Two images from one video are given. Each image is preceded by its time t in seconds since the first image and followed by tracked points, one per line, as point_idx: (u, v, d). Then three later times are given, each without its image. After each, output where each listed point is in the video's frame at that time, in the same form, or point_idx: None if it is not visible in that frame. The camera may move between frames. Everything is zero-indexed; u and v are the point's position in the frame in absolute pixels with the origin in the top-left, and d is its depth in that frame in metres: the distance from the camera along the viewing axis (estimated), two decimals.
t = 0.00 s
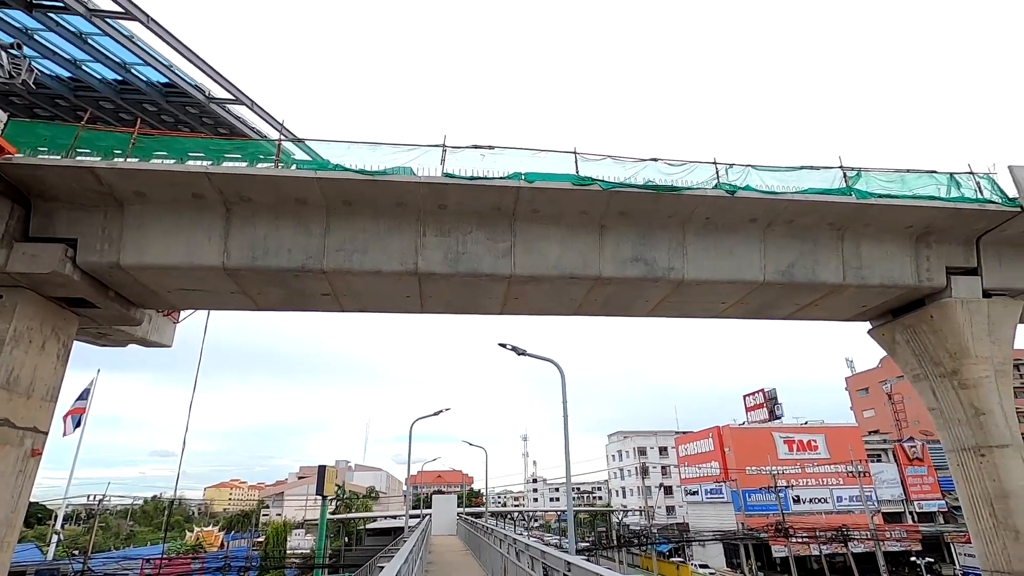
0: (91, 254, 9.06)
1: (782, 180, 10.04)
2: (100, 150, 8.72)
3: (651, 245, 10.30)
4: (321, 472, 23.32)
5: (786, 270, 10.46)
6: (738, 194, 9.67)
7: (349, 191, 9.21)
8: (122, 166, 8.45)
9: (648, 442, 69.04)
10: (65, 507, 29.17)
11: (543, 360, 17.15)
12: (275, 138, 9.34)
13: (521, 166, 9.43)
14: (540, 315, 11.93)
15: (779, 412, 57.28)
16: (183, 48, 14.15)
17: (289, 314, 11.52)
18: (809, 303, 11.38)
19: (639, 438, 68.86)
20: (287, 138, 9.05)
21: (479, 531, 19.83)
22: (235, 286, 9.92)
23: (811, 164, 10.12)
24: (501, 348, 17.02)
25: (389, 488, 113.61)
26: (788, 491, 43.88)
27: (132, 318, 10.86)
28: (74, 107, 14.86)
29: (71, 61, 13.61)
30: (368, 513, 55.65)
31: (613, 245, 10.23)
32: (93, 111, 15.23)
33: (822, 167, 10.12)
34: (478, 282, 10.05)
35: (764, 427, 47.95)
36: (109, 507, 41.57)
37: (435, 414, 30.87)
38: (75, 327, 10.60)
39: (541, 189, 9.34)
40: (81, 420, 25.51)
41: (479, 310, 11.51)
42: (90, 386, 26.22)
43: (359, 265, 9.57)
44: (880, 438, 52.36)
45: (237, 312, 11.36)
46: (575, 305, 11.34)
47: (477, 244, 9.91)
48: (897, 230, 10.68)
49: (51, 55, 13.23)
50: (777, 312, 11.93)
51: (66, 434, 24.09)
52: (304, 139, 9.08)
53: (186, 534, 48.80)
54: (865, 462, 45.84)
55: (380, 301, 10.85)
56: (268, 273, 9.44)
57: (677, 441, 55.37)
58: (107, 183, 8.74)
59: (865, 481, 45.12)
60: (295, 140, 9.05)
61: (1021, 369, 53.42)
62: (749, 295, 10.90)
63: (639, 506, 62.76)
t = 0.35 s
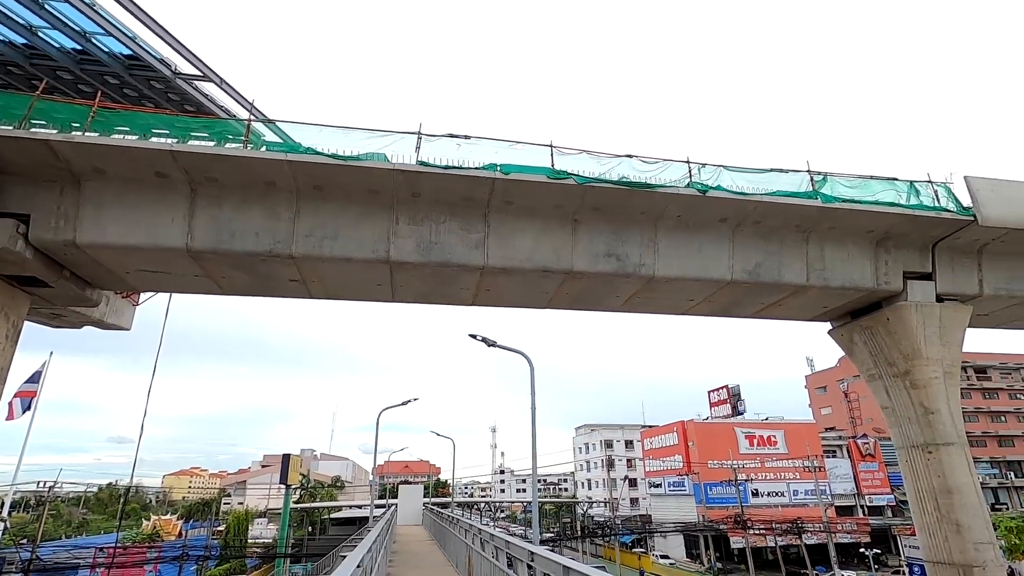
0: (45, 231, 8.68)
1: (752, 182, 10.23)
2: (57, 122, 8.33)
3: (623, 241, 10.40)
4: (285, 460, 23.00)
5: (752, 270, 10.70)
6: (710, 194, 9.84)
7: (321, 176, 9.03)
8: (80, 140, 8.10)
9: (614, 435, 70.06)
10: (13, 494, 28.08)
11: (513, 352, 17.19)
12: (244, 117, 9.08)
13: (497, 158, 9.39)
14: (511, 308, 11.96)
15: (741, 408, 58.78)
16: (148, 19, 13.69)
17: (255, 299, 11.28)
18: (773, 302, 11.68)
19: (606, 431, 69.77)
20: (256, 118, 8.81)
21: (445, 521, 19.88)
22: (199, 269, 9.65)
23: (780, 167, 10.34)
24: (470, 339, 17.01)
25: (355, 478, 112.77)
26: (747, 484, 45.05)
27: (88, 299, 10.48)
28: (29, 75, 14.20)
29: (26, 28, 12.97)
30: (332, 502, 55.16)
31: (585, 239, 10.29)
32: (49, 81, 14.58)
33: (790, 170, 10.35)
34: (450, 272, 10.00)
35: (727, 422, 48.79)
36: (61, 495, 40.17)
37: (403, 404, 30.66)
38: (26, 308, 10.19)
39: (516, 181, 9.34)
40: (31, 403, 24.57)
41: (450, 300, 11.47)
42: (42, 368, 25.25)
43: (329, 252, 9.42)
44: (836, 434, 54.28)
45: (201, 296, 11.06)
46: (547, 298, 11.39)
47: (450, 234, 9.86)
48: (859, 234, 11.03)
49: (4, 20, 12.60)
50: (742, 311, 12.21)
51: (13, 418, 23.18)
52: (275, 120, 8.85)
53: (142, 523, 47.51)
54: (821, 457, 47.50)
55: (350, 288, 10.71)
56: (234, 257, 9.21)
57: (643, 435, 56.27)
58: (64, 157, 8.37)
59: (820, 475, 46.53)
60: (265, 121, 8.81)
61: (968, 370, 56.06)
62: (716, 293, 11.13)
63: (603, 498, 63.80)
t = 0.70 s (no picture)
0: (10, 218, 8.39)
1: (730, 183, 10.36)
2: (23, 104, 8.05)
3: (604, 239, 10.46)
4: (260, 455, 22.72)
5: (729, 270, 10.86)
6: (689, 194, 9.95)
7: (299, 166, 8.90)
8: (47, 124, 7.84)
9: (592, 432, 70.58)
10: None
11: (492, 348, 17.20)
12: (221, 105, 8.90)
13: (479, 153, 9.36)
14: (491, 304, 11.95)
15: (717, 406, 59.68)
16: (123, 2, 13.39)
17: (230, 291, 11.08)
18: (749, 302, 11.86)
19: (584, 428, 70.26)
20: (234, 106, 8.63)
21: (422, 517, 19.82)
22: (172, 259, 9.44)
23: (759, 169, 10.49)
24: (450, 334, 16.93)
25: (332, 473, 111.89)
26: (721, 481, 45.81)
27: (54, 288, 10.18)
28: None
29: None
30: (307, 498, 54.60)
31: (566, 236, 10.32)
32: (16, 62, 14.15)
33: (768, 173, 10.52)
34: (431, 267, 9.95)
35: (702, 419, 49.43)
36: (26, 490, 39.15)
37: (381, 399, 30.33)
38: None
39: (498, 177, 9.32)
40: None
41: (429, 296, 11.41)
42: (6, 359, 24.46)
43: (307, 244, 9.28)
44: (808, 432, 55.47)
45: (174, 286, 10.84)
46: (527, 295, 11.40)
47: (431, 229, 9.80)
48: (832, 237, 11.27)
49: None
50: (719, 310, 12.38)
51: None
52: (253, 109, 8.69)
53: (110, 519, 46.42)
54: (792, 455, 48.54)
55: (328, 282, 10.58)
56: (209, 248, 9.03)
57: (620, 431, 56.82)
58: (30, 141, 8.10)
59: (791, 472, 47.61)
60: (243, 110, 8.63)
61: (933, 371, 57.78)
62: (693, 292, 11.26)
63: (580, 494, 64.33)
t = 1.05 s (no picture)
0: None
1: (709, 181, 10.47)
2: None
3: (585, 236, 10.50)
4: (238, 455, 22.45)
5: (708, 267, 10.99)
6: (669, 192, 10.04)
7: (277, 162, 8.77)
8: (13, 117, 7.61)
9: (574, 428, 71.00)
10: None
11: (473, 346, 17.16)
12: (196, 99, 8.72)
13: (460, 150, 9.32)
14: (472, 301, 11.94)
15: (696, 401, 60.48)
16: None
17: (206, 289, 10.88)
18: (727, 299, 12.01)
19: (566, 424, 70.63)
20: (209, 101, 8.46)
21: (404, 514, 19.79)
22: (144, 257, 9.24)
23: (737, 167, 10.62)
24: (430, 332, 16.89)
25: (312, 473, 110.85)
26: (700, 475, 46.47)
27: (21, 287, 9.89)
28: None
29: None
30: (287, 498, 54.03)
31: (547, 233, 10.34)
32: None
33: (745, 171, 10.65)
34: (412, 264, 9.89)
35: (682, 415, 49.90)
36: None
37: (361, 397, 30.09)
38: None
39: (479, 174, 9.30)
40: None
41: (410, 293, 11.35)
42: None
43: (285, 242, 9.15)
44: (784, 426, 56.53)
45: (148, 285, 10.61)
46: (508, 292, 11.41)
47: (411, 226, 9.74)
48: (808, 234, 11.47)
49: None
50: (697, 307, 12.54)
51: None
52: (229, 104, 8.54)
53: (82, 523, 45.37)
54: (770, 448, 49.40)
55: (307, 279, 10.46)
56: (184, 245, 8.85)
57: (601, 427, 57.22)
58: None
59: (768, 465, 48.51)
60: (219, 105, 8.49)
61: (904, 365, 59.32)
62: (673, 289, 11.38)
63: (562, 490, 64.69)
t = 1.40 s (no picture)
0: None
1: (687, 180, 10.59)
2: None
3: (565, 235, 10.53)
4: (214, 456, 22.05)
5: (687, 266, 11.12)
6: (648, 191, 10.13)
7: (253, 159, 8.62)
8: None
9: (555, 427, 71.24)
10: None
11: (452, 344, 17.07)
12: (169, 94, 8.52)
13: (440, 148, 9.28)
14: (452, 300, 11.90)
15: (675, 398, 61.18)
16: None
17: (180, 288, 10.65)
18: (705, 296, 12.16)
19: (547, 422, 70.81)
20: (183, 95, 8.28)
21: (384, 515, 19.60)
22: (115, 255, 9.01)
23: (714, 168, 10.76)
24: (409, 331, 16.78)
25: (291, 474, 109.34)
26: (679, 471, 46.94)
27: None
28: None
29: None
30: (264, 500, 53.23)
31: (527, 232, 10.36)
32: None
33: (722, 171, 10.79)
34: (391, 263, 9.82)
35: (662, 412, 50.16)
36: None
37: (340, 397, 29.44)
38: None
39: (459, 172, 9.26)
40: None
41: (390, 292, 11.27)
42: None
43: (262, 240, 9.02)
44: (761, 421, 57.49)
45: (120, 283, 10.35)
46: (489, 290, 11.40)
47: (391, 224, 9.67)
48: (784, 233, 11.67)
49: None
50: (676, 305, 12.69)
51: None
52: (203, 99, 8.36)
53: (51, 528, 44.09)
54: (747, 444, 50.11)
55: (285, 278, 10.31)
56: (157, 244, 8.65)
57: (582, 425, 57.47)
58: None
59: (745, 461, 49.27)
60: (193, 100, 8.31)
61: (876, 361, 60.76)
62: (652, 287, 11.49)
63: (543, 488, 64.86)
